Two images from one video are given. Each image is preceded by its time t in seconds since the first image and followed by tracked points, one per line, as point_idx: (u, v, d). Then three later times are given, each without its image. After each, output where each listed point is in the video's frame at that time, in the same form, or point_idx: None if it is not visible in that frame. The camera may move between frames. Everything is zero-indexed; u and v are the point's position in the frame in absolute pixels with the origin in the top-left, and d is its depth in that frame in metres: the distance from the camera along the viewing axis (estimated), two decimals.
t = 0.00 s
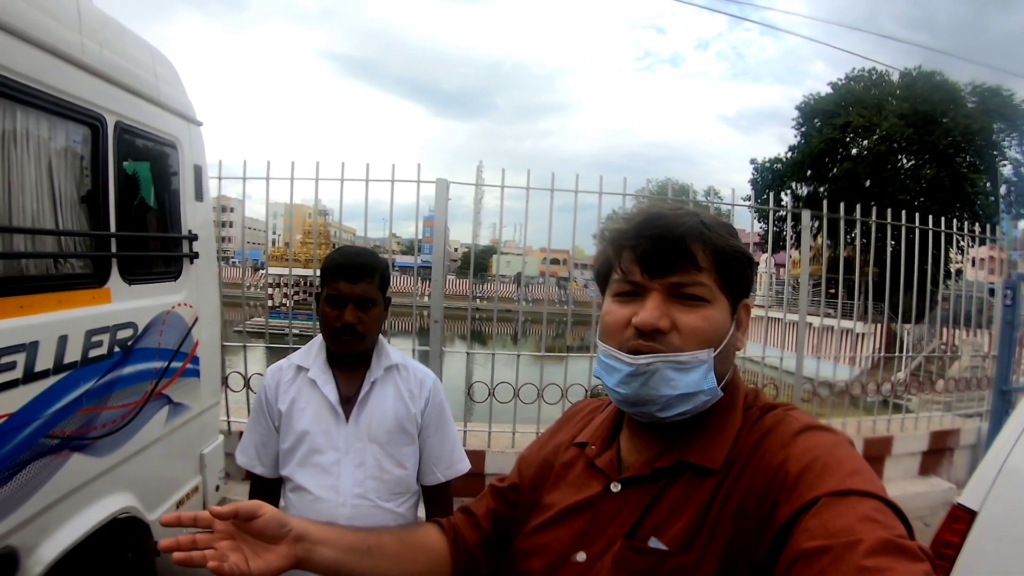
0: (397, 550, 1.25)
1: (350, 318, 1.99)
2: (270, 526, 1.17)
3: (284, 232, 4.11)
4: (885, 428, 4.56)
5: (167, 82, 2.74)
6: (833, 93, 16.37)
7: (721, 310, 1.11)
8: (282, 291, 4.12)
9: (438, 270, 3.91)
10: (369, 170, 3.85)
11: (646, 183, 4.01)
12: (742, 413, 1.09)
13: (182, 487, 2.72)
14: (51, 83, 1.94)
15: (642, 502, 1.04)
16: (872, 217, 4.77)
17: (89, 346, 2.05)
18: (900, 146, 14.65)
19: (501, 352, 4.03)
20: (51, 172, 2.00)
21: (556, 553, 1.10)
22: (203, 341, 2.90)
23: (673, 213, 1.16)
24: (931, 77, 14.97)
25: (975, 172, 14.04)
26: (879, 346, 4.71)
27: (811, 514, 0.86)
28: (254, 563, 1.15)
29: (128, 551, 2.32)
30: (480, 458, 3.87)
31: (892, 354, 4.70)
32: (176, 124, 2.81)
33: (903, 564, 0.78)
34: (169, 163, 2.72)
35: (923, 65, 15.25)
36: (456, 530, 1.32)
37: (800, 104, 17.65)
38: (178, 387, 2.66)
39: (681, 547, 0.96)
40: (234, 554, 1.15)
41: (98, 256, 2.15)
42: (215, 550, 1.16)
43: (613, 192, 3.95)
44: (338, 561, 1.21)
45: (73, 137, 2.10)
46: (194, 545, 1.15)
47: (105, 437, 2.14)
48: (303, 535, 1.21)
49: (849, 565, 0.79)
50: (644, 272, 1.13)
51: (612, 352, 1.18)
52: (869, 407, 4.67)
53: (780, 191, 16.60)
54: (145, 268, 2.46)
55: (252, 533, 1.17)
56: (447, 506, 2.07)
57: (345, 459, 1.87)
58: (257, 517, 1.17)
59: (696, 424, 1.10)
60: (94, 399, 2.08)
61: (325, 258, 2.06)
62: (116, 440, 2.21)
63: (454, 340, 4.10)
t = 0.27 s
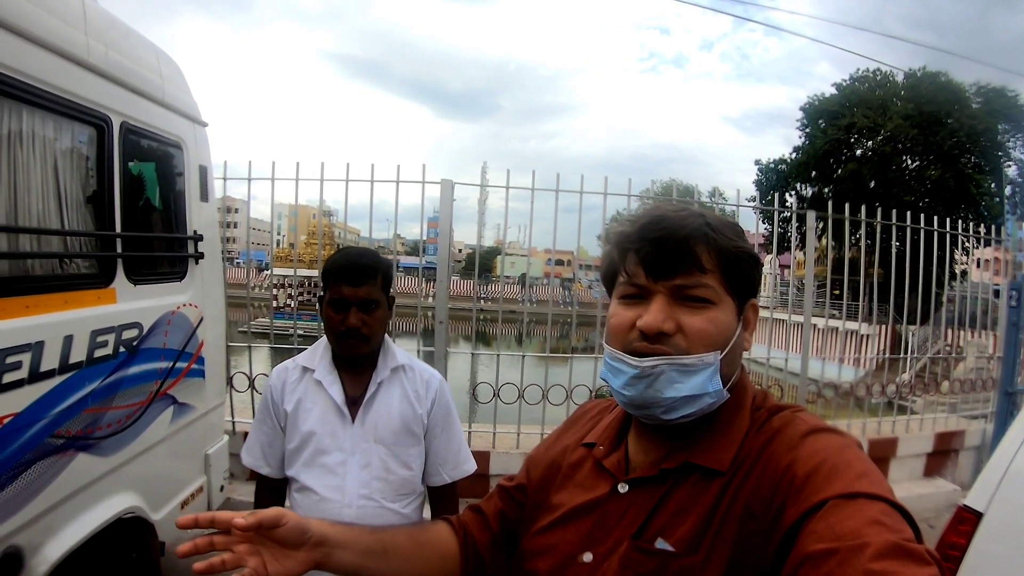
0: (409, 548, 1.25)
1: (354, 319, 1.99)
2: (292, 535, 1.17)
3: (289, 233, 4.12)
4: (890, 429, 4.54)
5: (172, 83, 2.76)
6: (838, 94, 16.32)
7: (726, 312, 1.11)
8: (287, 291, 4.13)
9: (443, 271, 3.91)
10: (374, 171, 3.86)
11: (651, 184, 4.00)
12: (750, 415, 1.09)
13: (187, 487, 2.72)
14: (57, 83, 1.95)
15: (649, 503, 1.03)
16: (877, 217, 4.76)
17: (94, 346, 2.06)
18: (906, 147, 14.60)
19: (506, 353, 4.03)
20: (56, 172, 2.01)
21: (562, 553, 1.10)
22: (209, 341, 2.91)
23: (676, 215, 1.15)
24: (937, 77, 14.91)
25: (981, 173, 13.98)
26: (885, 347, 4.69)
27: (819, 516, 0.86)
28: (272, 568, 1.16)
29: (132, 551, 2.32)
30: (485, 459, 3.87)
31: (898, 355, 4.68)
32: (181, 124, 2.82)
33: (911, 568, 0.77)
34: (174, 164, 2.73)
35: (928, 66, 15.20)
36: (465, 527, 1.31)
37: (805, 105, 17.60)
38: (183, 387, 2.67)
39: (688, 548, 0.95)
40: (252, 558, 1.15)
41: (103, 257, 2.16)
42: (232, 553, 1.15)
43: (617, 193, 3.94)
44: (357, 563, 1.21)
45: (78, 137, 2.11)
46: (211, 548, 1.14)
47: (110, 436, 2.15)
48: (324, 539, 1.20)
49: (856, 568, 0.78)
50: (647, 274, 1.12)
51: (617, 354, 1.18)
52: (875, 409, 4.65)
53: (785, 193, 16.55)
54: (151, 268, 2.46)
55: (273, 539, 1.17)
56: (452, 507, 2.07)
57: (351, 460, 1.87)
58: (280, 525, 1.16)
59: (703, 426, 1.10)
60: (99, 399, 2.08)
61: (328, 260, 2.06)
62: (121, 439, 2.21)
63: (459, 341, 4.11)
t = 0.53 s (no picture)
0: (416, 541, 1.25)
1: (355, 320, 1.98)
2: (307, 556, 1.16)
3: (290, 234, 4.12)
4: (892, 430, 4.53)
5: (174, 84, 2.76)
6: (839, 95, 16.32)
7: (732, 311, 1.11)
8: (288, 293, 4.13)
9: (444, 272, 3.90)
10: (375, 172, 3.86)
11: (652, 185, 4.00)
12: (755, 415, 1.09)
13: (188, 488, 2.72)
14: (59, 84, 1.96)
15: (654, 502, 1.03)
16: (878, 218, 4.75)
17: (96, 347, 2.06)
18: (907, 148, 14.59)
19: (507, 354, 4.03)
20: (57, 173, 2.01)
21: (567, 553, 1.10)
22: (210, 342, 2.91)
23: (682, 215, 1.15)
24: (937, 78, 14.91)
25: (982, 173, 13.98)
26: (886, 348, 4.69)
27: (823, 517, 0.86)
28: None
29: (134, 552, 2.32)
30: (486, 460, 3.86)
31: (899, 356, 4.67)
32: (183, 125, 2.82)
33: (915, 569, 0.77)
34: (176, 164, 2.73)
35: (929, 67, 15.20)
36: (469, 521, 1.31)
37: (805, 106, 17.60)
38: (185, 389, 2.67)
39: (692, 548, 0.95)
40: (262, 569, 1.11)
41: (104, 257, 2.16)
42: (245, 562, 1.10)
43: (618, 194, 3.94)
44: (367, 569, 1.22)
45: (80, 138, 2.11)
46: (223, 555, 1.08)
47: (112, 437, 2.14)
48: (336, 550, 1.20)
49: (860, 569, 0.78)
50: (653, 272, 1.13)
51: (621, 350, 1.18)
52: (876, 410, 4.64)
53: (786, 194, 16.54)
54: (152, 269, 2.47)
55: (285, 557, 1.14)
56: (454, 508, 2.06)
57: (354, 461, 1.87)
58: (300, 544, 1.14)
59: (708, 425, 1.10)
60: (101, 400, 2.08)
61: (331, 261, 2.06)
62: (123, 441, 2.21)
63: (460, 342, 4.10)
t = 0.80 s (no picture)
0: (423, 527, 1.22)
1: (354, 320, 1.98)
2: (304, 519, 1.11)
3: (289, 235, 4.11)
4: (892, 430, 4.53)
5: (173, 84, 2.76)
6: (837, 96, 16.34)
7: (709, 308, 1.09)
8: (287, 294, 4.12)
9: (444, 273, 3.90)
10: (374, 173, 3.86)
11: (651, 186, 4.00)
12: (757, 414, 1.08)
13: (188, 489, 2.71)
14: (59, 85, 1.96)
15: (656, 502, 1.03)
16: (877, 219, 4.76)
17: (95, 348, 2.05)
18: (905, 148, 14.60)
19: (506, 355, 4.03)
20: (56, 174, 2.01)
21: (570, 553, 1.09)
22: (209, 343, 2.90)
23: (662, 214, 1.15)
24: (936, 79, 14.93)
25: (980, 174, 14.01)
26: (885, 348, 4.69)
27: (827, 517, 0.86)
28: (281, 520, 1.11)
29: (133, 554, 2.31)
30: (486, 461, 3.86)
31: (898, 356, 4.67)
32: (182, 126, 2.82)
33: (920, 569, 0.77)
34: (176, 165, 2.73)
35: (927, 68, 15.23)
36: (470, 517, 1.30)
37: (804, 107, 17.63)
38: (184, 390, 2.66)
39: (695, 547, 0.95)
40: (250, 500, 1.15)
41: (103, 258, 2.15)
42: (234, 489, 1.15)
43: (618, 194, 3.94)
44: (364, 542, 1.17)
45: (80, 138, 2.11)
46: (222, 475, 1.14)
47: (111, 439, 2.14)
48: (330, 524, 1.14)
49: (865, 569, 0.78)
50: (628, 273, 1.14)
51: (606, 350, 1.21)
52: (876, 410, 4.64)
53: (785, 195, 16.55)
54: (151, 270, 2.46)
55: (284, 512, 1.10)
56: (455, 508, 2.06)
57: (355, 462, 1.86)
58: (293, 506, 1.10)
59: (710, 425, 1.10)
60: (100, 401, 2.08)
61: (327, 262, 2.06)
62: (122, 442, 2.21)
63: (460, 343, 4.10)
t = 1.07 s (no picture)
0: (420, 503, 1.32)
1: (351, 319, 1.98)
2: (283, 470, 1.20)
3: (285, 236, 4.12)
4: (889, 431, 4.54)
5: (170, 85, 2.75)
6: (834, 97, 16.38)
7: (727, 306, 1.10)
8: (284, 296, 4.11)
9: (441, 274, 3.89)
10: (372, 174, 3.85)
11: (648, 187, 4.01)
12: (758, 414, 1.08)
13: (185, 491, 2.70)
14: (57, 85, 1.95)
15: (658, 503, 1.03)
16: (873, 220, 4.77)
17: (92, 349, 2.04)
18: (901, 150, 14.64)
19: (504, 356, 4.02)
20: (53, 174, 2.00)
21: (572, 555, 1.09)
22: (206, 345, 2.89)
23: (672, 214, 1.15)
24: (931, 80, 14.98)
25: (976, 175, 14.06)
26: (882, 349, 4.70)
27: (828, 516, 0.86)
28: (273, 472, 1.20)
29: (130, 556, 2.30)
30: (484, 462, 3.85)
31: (895, 357, 4.68)
32: (179, 127, 2.81)
33: (921, 568, 0.77)
34: (173, 166, 2.72)
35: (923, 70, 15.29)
36: (466, 515, 1.33)
37: (801, 108, 17.67)
38: (181, 392, 2.65)
39: (697, 548, 0.95)
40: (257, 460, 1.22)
41: (100, 259, 2.15)
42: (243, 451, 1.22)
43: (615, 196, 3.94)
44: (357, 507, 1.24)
45: (76, 139, 2.11)
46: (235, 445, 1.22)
47: (108, 440, 2.13)
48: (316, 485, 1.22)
49: (866, 568, 0.78)
50: (645, 272, 1.13)
51: (620, 352, 1.18)
52: (873, 411, 4.65)
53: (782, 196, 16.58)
54: (148, 271, 2.45)
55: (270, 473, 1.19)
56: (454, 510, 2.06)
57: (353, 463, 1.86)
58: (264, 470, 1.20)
59: (711, 422, 1.10)
60: (97, 403, 2.07)
61: (324, 264, 2.05)
62: (119, 444, 2.20)
63: (457, 344, 4.09)
